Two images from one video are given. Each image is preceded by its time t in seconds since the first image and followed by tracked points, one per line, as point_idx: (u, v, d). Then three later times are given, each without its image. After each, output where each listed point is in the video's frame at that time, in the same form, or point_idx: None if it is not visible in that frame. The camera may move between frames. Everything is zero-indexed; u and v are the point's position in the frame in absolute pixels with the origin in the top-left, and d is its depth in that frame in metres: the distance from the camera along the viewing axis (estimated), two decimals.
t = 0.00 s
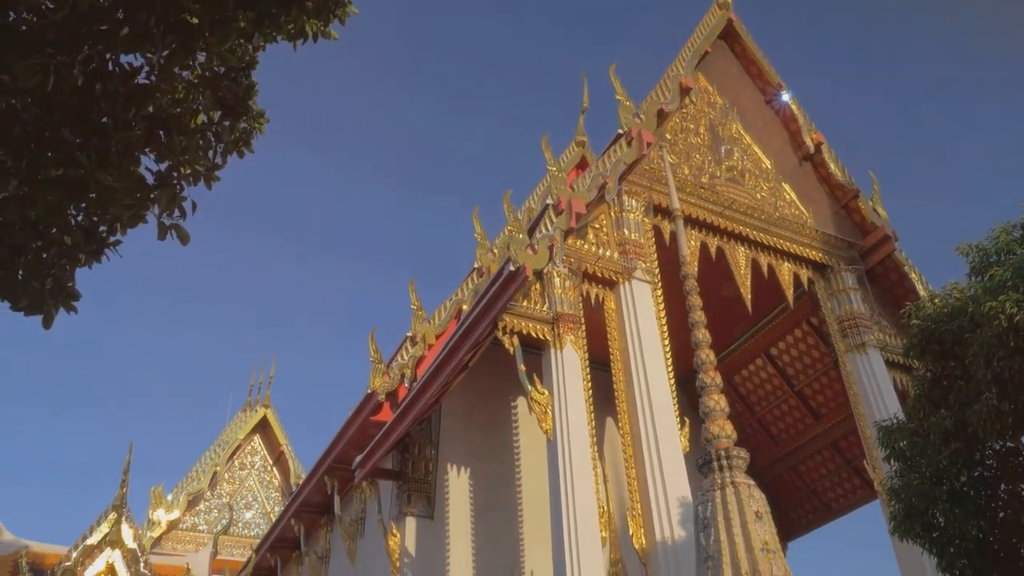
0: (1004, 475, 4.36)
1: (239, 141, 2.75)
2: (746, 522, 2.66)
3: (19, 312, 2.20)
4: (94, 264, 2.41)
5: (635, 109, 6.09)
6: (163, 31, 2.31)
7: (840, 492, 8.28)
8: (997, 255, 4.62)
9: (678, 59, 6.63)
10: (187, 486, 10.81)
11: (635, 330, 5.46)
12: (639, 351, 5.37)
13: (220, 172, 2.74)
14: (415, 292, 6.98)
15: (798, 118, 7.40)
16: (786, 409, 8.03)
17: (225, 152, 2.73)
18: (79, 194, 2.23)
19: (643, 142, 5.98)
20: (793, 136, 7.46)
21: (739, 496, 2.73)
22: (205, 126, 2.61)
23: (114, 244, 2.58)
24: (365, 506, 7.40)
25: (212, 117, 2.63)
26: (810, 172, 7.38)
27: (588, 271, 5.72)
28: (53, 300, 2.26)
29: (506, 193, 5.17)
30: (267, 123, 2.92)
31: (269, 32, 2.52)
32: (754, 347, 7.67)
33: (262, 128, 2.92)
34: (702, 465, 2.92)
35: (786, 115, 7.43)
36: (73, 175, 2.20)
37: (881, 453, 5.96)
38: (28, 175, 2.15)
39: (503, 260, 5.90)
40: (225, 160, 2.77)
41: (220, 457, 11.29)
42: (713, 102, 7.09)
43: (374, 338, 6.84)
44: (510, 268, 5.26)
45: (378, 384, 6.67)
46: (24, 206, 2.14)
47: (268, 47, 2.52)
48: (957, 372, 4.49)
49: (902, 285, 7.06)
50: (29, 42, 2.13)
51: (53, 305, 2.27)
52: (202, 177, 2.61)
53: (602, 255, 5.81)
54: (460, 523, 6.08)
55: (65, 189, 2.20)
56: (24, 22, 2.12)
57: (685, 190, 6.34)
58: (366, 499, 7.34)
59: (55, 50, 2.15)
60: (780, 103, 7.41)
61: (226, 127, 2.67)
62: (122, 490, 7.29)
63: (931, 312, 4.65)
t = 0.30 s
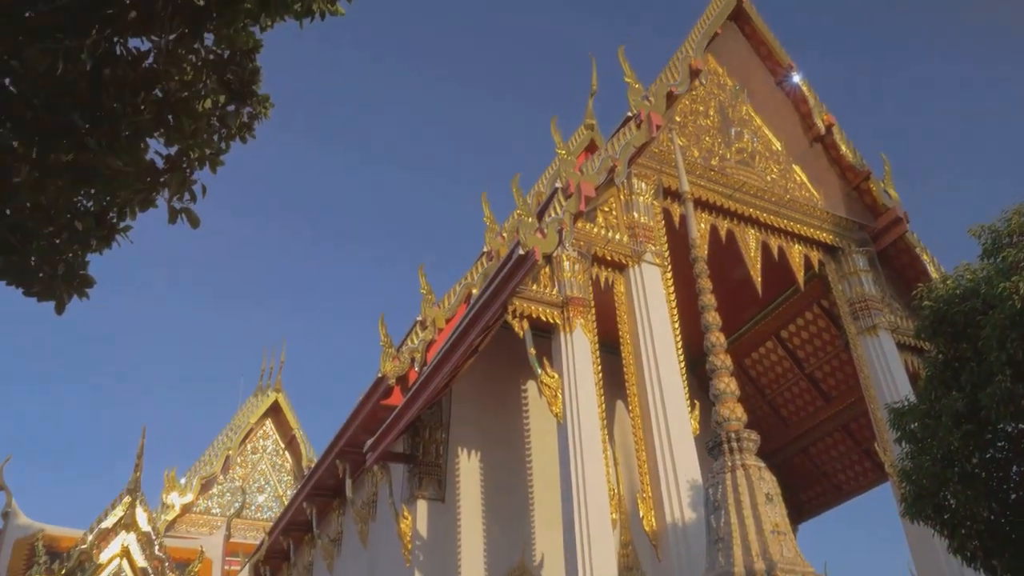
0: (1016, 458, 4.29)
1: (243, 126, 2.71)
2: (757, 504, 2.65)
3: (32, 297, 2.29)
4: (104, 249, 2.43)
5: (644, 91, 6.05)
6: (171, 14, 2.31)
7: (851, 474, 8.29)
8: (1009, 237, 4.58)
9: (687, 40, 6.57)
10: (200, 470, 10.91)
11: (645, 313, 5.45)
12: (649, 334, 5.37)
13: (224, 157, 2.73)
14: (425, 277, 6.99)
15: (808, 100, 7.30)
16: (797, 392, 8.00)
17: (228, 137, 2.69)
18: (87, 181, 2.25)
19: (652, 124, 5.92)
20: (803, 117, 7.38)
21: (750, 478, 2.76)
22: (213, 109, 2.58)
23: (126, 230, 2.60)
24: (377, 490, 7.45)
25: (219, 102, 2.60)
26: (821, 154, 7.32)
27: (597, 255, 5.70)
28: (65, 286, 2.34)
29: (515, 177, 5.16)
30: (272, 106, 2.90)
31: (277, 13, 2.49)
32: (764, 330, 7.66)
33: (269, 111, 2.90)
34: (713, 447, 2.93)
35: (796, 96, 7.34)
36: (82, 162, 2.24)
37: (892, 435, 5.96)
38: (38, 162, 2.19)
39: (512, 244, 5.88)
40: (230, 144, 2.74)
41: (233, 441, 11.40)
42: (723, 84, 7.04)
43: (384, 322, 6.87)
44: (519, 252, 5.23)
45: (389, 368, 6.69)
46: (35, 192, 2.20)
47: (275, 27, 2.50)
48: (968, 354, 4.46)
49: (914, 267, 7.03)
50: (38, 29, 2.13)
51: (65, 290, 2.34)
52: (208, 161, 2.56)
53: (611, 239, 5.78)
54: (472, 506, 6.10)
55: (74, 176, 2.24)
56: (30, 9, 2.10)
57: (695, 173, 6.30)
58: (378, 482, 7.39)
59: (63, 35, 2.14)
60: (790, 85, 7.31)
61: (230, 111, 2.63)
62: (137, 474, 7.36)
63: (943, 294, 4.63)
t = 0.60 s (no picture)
0: None
1: (256, 107, 2.71)
2: (773, 484, 2.56)
3: (52, 282, 2.34)
4: (121, 234, 2.46)
5: (658, 71, 5.99)
6: None
7: (868, 453, 8.27)
8: None
9: (702, 18, 6.49)
10: (218, 453, 11.03)
11: (660, 294, 5.44)
12: (664, 314, 5.35)
13: (238, 136, 2.73)
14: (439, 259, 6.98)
15: (824, 76, 7.20)
16: (813, 371, 7.97)
17: (242, 118, 2.68)
18: (103, 166, 2.26)
19: (666, 105, 5.89)
20: (820, 94, 7.29)
21: (765, 459, 2.66)
22: (226, 92, 2.56)
23: (142, 215, 2.63)
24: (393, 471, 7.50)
25: (232, 84, 2.57)
26: (838, 131, 7.22)
27: (612, 235, 5.67)
28: (83, 270, 2.38)
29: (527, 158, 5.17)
30: (285, 86, 2.88)
31: None
32: (780, 310, 7.62)
33: (281, 90, 2.88)
34: (727, 428, 2.84)
35: (812, 73, 7.24)
36: (97, 147, 2.23)
37: (909, 414, 5.92)
38: (54, 147, 2.19)
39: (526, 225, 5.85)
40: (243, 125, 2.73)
41: (250, 424, 11.56)
42: (737, 62, 6.96)
43: (398, 305, 6.88)
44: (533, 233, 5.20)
45: (404, 350, 6.70)
46: (51, 178, 2.21)
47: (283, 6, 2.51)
48: (987, 332, 4.42)
49: (931, 245, 6.97)
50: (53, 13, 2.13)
51: (83, 274, 2.39)
52: (223, 142, 2.56)
53: (625, 219, 5.75)
54: (488, 487, 6.13)
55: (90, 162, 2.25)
56: None
57: (710, 152, 6.24)
58: (394, 464, 7.44)
59: (76, 20, 2.12)
60: (806, 61, 7.23)
61: (243, 92, 2.59)
62: (156, 456, 7.44)
63: (962, 272, 4.59)
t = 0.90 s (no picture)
0: None
1: (272, 85, 2.67)
2: (789, 460, 2.53)
3: (70, 262, 2.28)
4: (137, 217, 2.42)
5: (672, 46, 5.93)
6: None
7: (886, 429, 8.23)
8: None
9: None
10: (238, 432, 11.15)
11: (676, 270, 5.40)
12: (679, 290, 5.33)
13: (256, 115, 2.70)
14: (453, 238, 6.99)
15: (842, 50, 7.09)
16: (831, 347, 7.93)
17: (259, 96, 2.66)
18: (120, 148, 2.22)
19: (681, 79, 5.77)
20: (837, 68, 7.17)
21: (782, 436, 2.64)
22: (240, 70, 2.54)
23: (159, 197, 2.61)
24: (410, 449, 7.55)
25: (245, 62, 2.54)
26: (856, 105, 7.12)
27: (627, 212, 5.67)
28: (101, 251, 2.30)
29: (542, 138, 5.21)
30: (301, 64, 2.83)
31: None
32: (797, 286, 7.57)
33: (297, 69, 2.82)
34: (744, 405, 2.79)
35: (830, 46, 7.12)
36: (114, 130, 2.19)
37: (926, 389, 5.89)
38: (70, 130, 2.12)
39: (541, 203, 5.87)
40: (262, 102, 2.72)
41: (268, 404, 11.71)
42: (753, 36, 6.89)
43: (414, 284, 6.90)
44: (547, 212, 5.17)
45: (420, 329, 6.74)
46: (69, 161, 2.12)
47: None
48: (1008, 306, 4.38)
49: (952, 220, 6.83)
50: (71, 3, 2.14)
51: (101, 255, 2.31)
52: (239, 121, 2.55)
53: (641, 196, 5.72)
54: (505, 464, 6.16)
55: (108, 142, 2.19)
56: None
57: (725, 128, 6.18)
58: (411, 442, 7.48)
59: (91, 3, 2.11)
60: (824, 35, 7.10)
61: (258, 70, 2.58)
62: (176, 437, 7.52)
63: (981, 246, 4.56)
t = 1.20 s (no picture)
0: None
1: (287, 62, 2.54)
2: (806, 433, 2.36)
3: (86, 242, 2.28)
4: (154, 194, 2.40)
5: (688, 16, 5.86)
6: None
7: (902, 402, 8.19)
8: None
9: None
10: (256, 407, 11.27)
11: (691, 243, 5.37)
12: (695, 262, 5.29)
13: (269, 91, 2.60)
14: (469, 213, 6.97)
15: (860, 18, 7.06)
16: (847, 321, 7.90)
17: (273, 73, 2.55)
18: (135, 127, 2.19)
19: (697, 50, 5.75)
20: (856, 37, 7.13)
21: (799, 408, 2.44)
22: (254, 48, 2.42)
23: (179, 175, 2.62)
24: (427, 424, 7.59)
25: (259, 39, 2.44)
26: (874, 75, 7.04)
27: (642, 185, 5.60)
28: (117, 229, 2.31)
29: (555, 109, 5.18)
30: (315, 41, 2.72)
31: None
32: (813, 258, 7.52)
33: (311, 46, 2.72)
34: (760, 378, 2.59)
35: (848, 15, 7.13)
36: (127, 109, 2.13)
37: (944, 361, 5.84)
38: (87, 109, 2.10)
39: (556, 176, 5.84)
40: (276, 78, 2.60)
41: (286, 379, 11.82)
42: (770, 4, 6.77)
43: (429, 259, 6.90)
44: (563, 185, 5.15)
45: (435, 304, 6.77)
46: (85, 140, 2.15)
47: None
48: None
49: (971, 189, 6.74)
50: None
51: (117, 233, 2.32)
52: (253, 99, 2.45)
53: (655, 168, 5.66)
54: (521, 437, 6.19)
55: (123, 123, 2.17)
56: None
57: (742, 99, 6.12)
58: (428, 416, 7.52)
59: None
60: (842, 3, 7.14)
61: (272, 48, 2.48)
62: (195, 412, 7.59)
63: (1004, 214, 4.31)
